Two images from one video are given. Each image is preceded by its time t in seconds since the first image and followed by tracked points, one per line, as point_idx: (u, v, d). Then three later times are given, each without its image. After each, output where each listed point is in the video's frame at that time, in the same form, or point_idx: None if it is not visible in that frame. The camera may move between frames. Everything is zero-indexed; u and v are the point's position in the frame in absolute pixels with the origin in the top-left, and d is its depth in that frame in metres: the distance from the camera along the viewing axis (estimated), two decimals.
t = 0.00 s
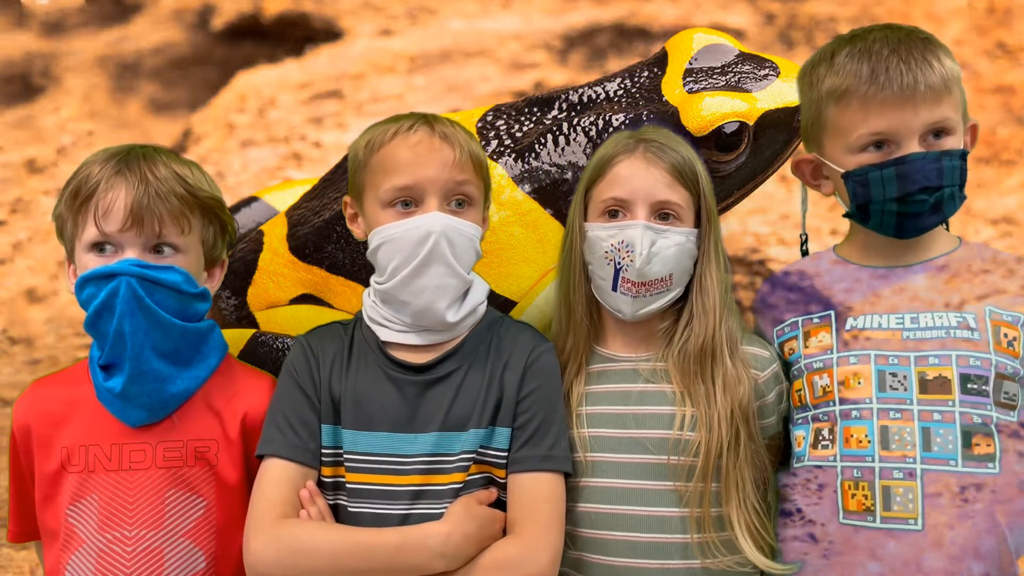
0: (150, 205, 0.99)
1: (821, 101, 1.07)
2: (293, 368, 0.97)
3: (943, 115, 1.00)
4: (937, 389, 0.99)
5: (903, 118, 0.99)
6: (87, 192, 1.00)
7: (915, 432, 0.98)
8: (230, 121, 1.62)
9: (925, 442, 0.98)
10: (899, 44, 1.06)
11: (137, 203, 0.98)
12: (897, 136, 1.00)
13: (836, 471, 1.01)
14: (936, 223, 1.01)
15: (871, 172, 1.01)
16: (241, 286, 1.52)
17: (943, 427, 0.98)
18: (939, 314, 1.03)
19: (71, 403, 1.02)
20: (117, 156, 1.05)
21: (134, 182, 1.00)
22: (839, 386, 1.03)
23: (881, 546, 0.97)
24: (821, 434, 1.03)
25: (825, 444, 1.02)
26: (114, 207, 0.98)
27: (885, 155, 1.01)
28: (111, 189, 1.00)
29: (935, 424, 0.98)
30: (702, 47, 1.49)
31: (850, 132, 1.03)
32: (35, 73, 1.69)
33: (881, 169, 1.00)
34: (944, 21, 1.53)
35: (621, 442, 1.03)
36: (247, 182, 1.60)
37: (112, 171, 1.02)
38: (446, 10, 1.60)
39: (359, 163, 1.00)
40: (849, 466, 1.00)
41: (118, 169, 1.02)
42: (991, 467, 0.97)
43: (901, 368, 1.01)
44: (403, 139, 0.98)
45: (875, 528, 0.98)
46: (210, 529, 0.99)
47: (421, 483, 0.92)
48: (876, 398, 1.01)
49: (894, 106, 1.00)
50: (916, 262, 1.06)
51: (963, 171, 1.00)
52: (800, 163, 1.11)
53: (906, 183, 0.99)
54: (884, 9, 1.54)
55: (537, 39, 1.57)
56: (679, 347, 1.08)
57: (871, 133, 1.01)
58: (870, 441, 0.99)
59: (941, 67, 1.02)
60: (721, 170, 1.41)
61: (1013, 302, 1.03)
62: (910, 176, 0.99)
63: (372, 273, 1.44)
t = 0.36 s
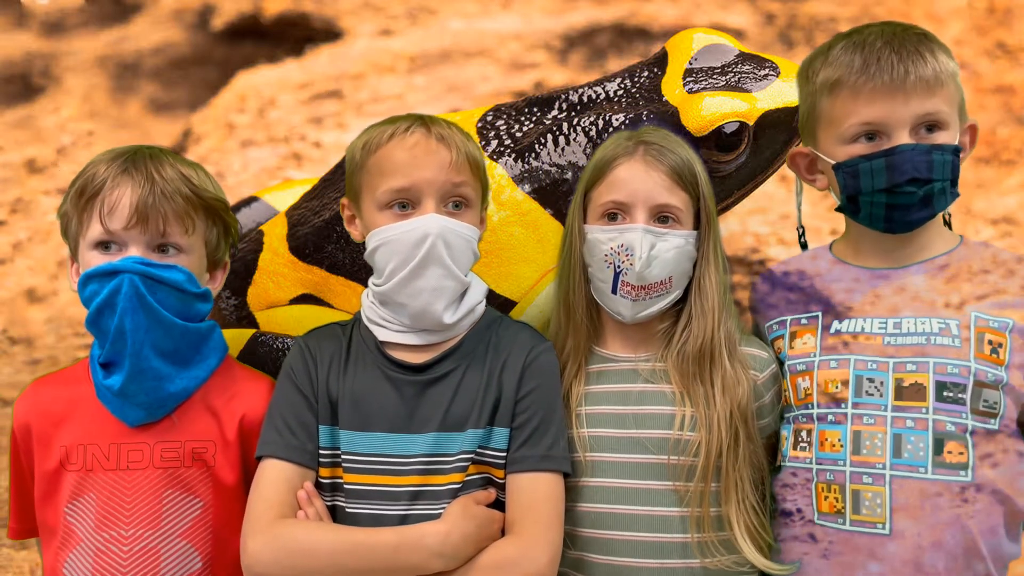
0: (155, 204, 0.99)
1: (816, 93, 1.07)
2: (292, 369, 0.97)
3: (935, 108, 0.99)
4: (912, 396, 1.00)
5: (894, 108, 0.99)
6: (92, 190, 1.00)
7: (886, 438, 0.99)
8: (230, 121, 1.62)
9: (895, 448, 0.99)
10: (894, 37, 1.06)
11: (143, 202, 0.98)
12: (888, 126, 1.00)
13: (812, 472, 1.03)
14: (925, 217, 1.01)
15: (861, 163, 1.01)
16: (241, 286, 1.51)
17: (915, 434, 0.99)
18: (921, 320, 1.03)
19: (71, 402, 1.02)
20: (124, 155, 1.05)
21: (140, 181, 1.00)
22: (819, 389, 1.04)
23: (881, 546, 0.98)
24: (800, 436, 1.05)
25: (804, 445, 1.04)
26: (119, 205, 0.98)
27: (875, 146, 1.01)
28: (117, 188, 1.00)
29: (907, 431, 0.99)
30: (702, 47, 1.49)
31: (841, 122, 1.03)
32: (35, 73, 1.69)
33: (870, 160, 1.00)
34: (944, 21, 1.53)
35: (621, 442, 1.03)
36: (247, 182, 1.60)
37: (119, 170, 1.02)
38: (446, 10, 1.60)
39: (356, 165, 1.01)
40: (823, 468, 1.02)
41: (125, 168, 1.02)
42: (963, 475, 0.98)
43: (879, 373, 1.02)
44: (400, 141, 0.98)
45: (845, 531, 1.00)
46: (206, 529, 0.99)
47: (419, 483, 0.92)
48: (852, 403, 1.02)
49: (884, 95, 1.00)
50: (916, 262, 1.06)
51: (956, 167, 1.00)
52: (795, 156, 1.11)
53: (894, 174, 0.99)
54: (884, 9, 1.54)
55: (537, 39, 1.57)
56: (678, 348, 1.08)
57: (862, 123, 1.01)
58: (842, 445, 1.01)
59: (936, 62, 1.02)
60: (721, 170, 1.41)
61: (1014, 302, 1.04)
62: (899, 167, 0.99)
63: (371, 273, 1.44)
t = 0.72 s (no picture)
0: (151, 205, 0.99)
1: (817, 90, 1.08)
2: (290, 369, 0.97)
3: (936, 107, 0.99)
4: (900, 396, 1.00)
5: (893, 106, 0.99)
6: (89, 192, 1.00)
7: (873, 437, 1.00)
8: (230, 121, 1.62)
9: (881, 449, 0.99)
10: (895, 36, 1.06)
11: (139, 203, 0.98)
12: (886, 124, 1.00)
13: (800, 471, 1.04)
14: (921, 217, 1.01)
15: (859, 161, 1.01)
16: (241, 286, 1.51)
17: (902, 434, 0.99)
18: (912, 321, 1.03)
19: (71, 402, 1.02)
20: (120, 157, 1.05)
21: (137, 182, 1.00)
22: (809, 388, 1.05)
23: (881, 546, 0.98)
24: (790, 434, 1.06)
25: (793, 443, 1.05)
26: (115, 206, 0.98)
27: (874, 144, 1.01)
28: (112, 189, 0.99)
29: (894, 431, 0.99)
30: (702, 47, 1.48)
31: (840, 120, 1.03)
32: (35, 73, 1.69)
33: (868, 158, 1.01)
34: (944, 21, 1.53)
35: (617, 447, 1.03)
36: (247, 182, 1.60)
37: (115, 171, 1.02)
38: (446, 10, 1.60)
39: (354, 165, 1.01)
40: (812, 467, 1.03)
41: (121, 169, 1.02)
42: (950, 476, 0.98)
43: (868, 374, 1.02)
44: (395, 141, 0.98)
45: (830, 529, 1.01)
46: (204, 530, 0.99)
47: (417, 484, 0.92)
48: (841, 403, 1.02)
49: (884, 93, 1.00)
50: (916, 262, 1.06)
51: (954, 168, 1.00)
52: (796, 153, 1.12)
53: (892, 172, 0.99)
54: (884, 9, 1.54)
55: (537, 39, 1.58)
56: (675, 351, 1.09)
57: (861, 121, 1.01)
58: (830, 444, 1.02)
59: (938, 62, 1.02)
60: (721, 170, 1.41)
61: (1013, 302, 1.03)
62: (896, 165, 0.99)
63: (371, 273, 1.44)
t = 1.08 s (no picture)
0: (147, 206, 0.99)
1: (813, 92, 1.08)
2: (291, 371, 0.97)
3: (926, 106, 0.99)
4: (899, 398, 1.00)
5: (882, 106, 0.99)
6: (84, 194, 1.00)
7: (873, 439, 1.00)
8: (230, 121, 1.62)
9: (880, 450, 0.99)
10: (888, 35, 1.06)
11: (134, 204, 0.98)
12: (877, 123, 1.00)
13: (801, 472, 1.04)
14: (914, 216, 1.01)
15: (850, 160, 1.02)
16: (241, 286, 1.52)
17: (902, 436, 0.99)
18: (913, 322, 1.03)
19: (70, 404, 1.02)
20: (116, 158, 1.05)
21: (132, 183, 1.00)
22: (809, 389, 1.05)
23: (882, 546, 0.98)
24: (791, 435, 1.06)
25: (795, 444, 1.05)
26: (111, 208, 0.98)
27: (865, 143, 1.01)
28: (108, 191, 0.99)
29: (894, 433, 0.99)
30: (702, 47, 1.48)
31: (833, 120, 1.03)
32: (35, 73, 1.69)
33: (859, 157, 1.01)
34: (944, 21, 1.53)
35: (615, 449, 1.03)
36: (247, 182, 1.60)
37: (110, 173, 1.02)
38: (446, 10, 1.60)
39: (353, 165, 1.01)
40: (812, 468, 1.03)
41: (116, 171, 1.02)
42: (951, 479, 0.98)
43: (868, 375, 1.02)
44: (393, 140, 0.98)
45: (829, 530, 1.01)
46: (206, 531, 0.99)
47: (418, 487, 0.92)
48: (841, 404, 1.02)
49: (873, 92, 1.00)
50: (917, 262, 1.06)
51: (948, 167, 1.00)
52: (795, 154, 1.11)
53: (882, 171, 0.99)
54: (884, 9, 1.54)
55: (537, 39, 1.57)
56: (672, 355, 1.08)
57: (852, 120, 1.01)
58: (830, 445, 1.02)
59: (930, 61, 1.01)
60: (721, 170, 1.41)
61: (1013, 302, 1.03)
62: (886, 164, 0.99)
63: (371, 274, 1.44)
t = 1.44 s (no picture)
0: (146, 207, 0.99)
1: (814, 88, 1.08)
2: (292, 369, 0.96)
3: (927, 104, 0.99)
4: (901, 403, 1.00)
5: (882, 103, 0.99)
6: (83, 195, 1.00)
7: (874, 444, 1.00)
8: (230, 121, 1.62)
9: (882, 455, 0.99)
10: (890, 32, 1.05)
11: (133, 205, 0.98)
12: (876, 120, 1.00)
13: (803, 475, 1.04)
14: (913, 215, 1.02)
15: (850, 158, 1.02)
16: (241, 286, 1.52)
17: (903, 441, 0.99)
18: (915, 326, 1.03)
19: (70, 404, 1.02)
20: (113, 159, 1.05)
21: (130, 184, 1.00)
22: (812, 392, 1.05)
23: (882, 546, 0.98)
24: (793, 438, 1.06)
25: (796, 447, 1.05)
26: (110, 209, 0.98)
27: (865, 141, 1.01)
28: (106, 192, 0.99)
29: (895, 438, 0.99)
30: (702, 46, 1.48)
31: (833, 117, 1.04)
32: (35, 73, 1.68)
33: (859, 155, 1.01)
34: (944, 21, 1.53)
35: (615, 447, 1.03)
36: (247, 182, 1.60)
37: (108, 174, 1.02)
38: (446, 10, 1.59)
39: (357, 163, 1.02)
40: (813, 471, 1.03)
41: (114, 172, 1.02)
42: (950, 484, 0.98)
43: (871, 379, 1.02)
44: (394, 137, 0.98)
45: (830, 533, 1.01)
46: (206, 531, 0.99)
47: (420, 486, 0.92)
48: (842, 408, 1.02)
49: (873, 89, 1.00)
50: (917, 263, 1.06)
51: (949, 166, 1.00)
52: (797, 149, 1.11)
53: (881, 169, 0.99)
54: (884, 9, 1.54)
55: (537, 39, 1.57)
56: (670, 352, 1.08)
57: (851, 118, 1.01)
58: (832, 449, 1.02)
59: (931, 58, 1.01)
60: (721, 170, 1.41)
61: (1012, 303, 1.03)
62: (886, 162, 0.99)
63: (371, 274, 1.44)
